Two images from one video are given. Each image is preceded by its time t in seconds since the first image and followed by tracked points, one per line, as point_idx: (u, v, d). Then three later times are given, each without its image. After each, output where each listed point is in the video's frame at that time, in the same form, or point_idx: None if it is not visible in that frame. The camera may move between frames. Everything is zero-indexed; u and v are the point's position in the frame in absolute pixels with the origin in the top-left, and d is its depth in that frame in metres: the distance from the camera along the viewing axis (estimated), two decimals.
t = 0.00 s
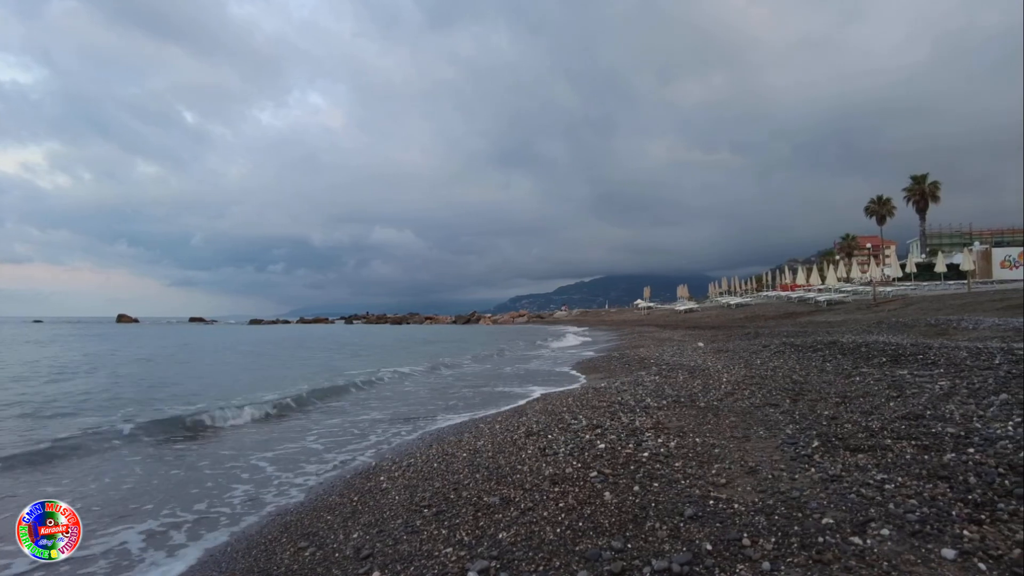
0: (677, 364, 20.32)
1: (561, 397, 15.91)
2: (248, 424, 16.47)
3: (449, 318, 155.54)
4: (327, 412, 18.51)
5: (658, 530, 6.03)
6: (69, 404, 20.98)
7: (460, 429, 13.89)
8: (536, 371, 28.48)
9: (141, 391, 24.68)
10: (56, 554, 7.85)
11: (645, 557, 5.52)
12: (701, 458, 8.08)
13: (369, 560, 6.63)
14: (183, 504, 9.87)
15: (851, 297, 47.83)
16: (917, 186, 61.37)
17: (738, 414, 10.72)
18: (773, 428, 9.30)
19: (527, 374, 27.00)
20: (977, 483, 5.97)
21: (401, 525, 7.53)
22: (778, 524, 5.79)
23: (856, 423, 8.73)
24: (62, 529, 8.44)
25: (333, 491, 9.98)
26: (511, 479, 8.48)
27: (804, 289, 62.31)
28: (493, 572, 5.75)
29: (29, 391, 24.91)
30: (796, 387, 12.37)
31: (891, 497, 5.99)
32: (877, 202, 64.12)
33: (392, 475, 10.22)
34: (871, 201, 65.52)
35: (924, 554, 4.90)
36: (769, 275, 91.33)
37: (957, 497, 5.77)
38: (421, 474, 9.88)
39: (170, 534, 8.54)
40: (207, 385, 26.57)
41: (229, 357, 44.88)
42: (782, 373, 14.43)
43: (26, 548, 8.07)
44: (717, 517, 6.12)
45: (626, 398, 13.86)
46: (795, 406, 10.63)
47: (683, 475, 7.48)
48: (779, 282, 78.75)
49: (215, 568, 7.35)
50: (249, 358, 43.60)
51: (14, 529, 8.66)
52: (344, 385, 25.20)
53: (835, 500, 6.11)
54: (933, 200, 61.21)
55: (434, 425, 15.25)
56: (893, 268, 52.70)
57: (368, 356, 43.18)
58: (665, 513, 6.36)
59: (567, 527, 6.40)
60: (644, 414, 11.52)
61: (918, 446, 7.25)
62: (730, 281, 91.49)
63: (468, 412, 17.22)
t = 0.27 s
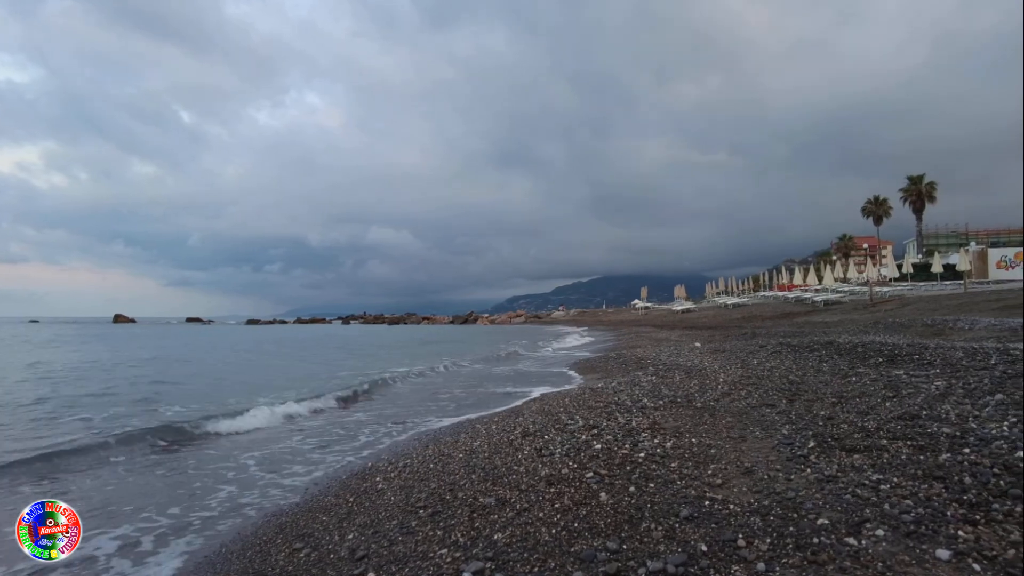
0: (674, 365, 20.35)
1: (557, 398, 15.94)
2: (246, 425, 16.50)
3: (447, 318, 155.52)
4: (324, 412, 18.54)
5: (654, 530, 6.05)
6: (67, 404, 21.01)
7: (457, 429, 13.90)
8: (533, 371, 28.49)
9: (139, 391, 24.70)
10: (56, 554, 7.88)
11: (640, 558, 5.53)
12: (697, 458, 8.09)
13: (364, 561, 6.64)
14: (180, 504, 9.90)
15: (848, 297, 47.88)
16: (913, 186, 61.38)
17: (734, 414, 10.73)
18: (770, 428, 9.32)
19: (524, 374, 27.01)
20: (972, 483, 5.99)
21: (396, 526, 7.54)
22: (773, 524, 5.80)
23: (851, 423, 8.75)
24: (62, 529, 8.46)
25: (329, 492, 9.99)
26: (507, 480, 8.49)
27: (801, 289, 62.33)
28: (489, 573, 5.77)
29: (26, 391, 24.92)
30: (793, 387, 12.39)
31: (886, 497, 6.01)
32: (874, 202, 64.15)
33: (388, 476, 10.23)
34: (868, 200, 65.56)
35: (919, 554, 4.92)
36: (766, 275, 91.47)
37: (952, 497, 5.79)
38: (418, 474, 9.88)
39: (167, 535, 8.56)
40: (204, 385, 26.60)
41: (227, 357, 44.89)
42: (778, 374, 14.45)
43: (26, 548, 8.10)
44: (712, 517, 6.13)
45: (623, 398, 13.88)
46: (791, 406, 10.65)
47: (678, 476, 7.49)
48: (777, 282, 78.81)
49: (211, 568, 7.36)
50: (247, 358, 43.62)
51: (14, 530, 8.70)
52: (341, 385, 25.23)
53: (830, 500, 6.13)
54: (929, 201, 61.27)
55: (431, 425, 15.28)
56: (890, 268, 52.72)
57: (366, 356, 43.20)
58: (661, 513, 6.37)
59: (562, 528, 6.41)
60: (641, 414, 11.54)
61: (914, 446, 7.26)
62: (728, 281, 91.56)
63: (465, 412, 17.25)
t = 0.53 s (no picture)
0: (670, 366, 20.40)
1: (554, 399, 15.98)
2: (243, 425, 16.53)
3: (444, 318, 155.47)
4: (321, 413, 18.57)
5: (650, 532, 6.05)
6: (64, 405, 21.00)
7: (454, 431, 13.88)
8: (529, 372, 28.51)
9: (137, 392, 24.71)
10: (56, 554, 7.93)
11: (635, 560, 5.53)
12: (692, 459, 8.10)
13: (359, 564, 6.64)
14: (179, 504, 9.94)
15: (844, 298, 47.99)
16: (909, 187, 61.57)
17: (730, 415, 10.75)
18: (766, 429, 9.34)
19: (521, 375, 27.04)
20: (967, 484, 6.01)
21: (392, 528, 7.52)
22: (768, 526, 5.81)
23: (847, 424, 8.76)
24: (62, 529, 8.48)
25: (324, 493, 9.98)
26: (504, 481, 8.48)
27: (797, 290, 62.45)
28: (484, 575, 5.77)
29: (23, 392, 24.90)
30: (788, 388, 12.41)
31: (881, 499, 6.02)
32: (870, 203, 64.33)
33: (385, 477, 10.21)
34: (864, 202, 65.72)
35: (914, 556, 4.93)
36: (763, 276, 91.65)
37: (947, 498, 5.80)
38: (414, 476, 9.87)
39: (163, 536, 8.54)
40: (201, 386, 26.57)
41: (224, 358, 44.85)
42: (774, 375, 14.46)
43: (26, 549, 8.11)
44: (707, 519, 6.15)
45: (619, 399, 13.90)
46: (787, 408, 10.66)
47: (674, 477, 7.50)
48: (773, 282, 79.00)
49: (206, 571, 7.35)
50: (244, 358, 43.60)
51: (13, 529, 8.72)
52: (338, 386, 25.23)
53: (826, 502, 6.14)
54: (925, 202, 61.47)
55: (428, 426, 15.29)
56: (886, 269, 52.80)
57: (363, 357, 43.20)
58: (657, 515, 6.37)
59: (559, 530, 6.40)
60: (636, 415, 11.56)
61: (909, 448, 7.28)
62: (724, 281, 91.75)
63: (461, 414, 17.27)
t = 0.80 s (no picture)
0: (666, 368, 20.46)
1: (551, 400, 16.00)
2: (240, 427, 16.56)
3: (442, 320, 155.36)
4: (319, 414, 18.59)
5: (647, 535, 6.05)
6: (61, 407, 21.02)
7: (450, 433, 13.88)
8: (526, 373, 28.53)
9: (134, 393, 24.70)
10: (56, 554, 8.01)
11: (632, 563, 5.52)
12: (688, 461, 8.11)
13: (355, 566, 6.62)
14: (178, 505, 9.99)
15: (840, 299, 48.12)
16: (905, 190, 61.71)
17: (727, 417, 10.77)
18: (763, 431, 9.35)
19: (518, 377, 27.05)
20: (963, 486, 6.02)
21: (388, 530, 7.51)
22: (765, 528, 5.81)
23: (844, 426, 8.78)
24: (62, 529, 8.70)
25: (321, 496, 9.97)
26: (500, 483, 8.48)
27: (794, 292, 62.60)
28: None
29: (20, 393, 24.91)
30: (785, 390, 12.43)
31: (877, 500, 6.03)
32: (866, 205, 64.47)
33: (381, 480, 10.20)
34: (860, 204, 65.92)
35: (910, 558, 4.94)
36: (760, 277, 91.84)
37: (943, 500, 5.82)
38: (411, 478, 9.85)
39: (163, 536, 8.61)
40: (198, 387, 26.57)
41: (222, 359, 44.83)
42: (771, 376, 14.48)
43: (27, 548, 8.26)
44: (703, 521, 6.15)
45: (615, 401, 13.92)
46: (784, 409, 10.67)
47: (670, 479, 7.50)
48: (770, 284, 79.12)
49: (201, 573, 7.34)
50: (241, 360, 43.59)
51: (13, 528, 8.91)
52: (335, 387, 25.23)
53: (822, 503, 6.15)
54: (921, 204, 61.63)
55: (425, 428, 15.31)
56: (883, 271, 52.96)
57: (361, 359, 43.19)
58: (653, 517, 6.37)
59: (555, 532, 6.40)
60: (633, 417, 11.56)
61: (905, 449, 7.30)
62: (722, 283, 91.80)
63: (458, 415, 17.30)
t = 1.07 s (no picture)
0: (662, 369, 20.49)
1: (547, 402, 15.97)
2: (238, 428, 16.59)
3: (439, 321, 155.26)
4: (316, 416, 18.60)
5: (643, 537, 6.05)
6: (58, 408, 21.02)
7: (446, 435, 13.88)
8: (523, 375, 28.55)
9: (131, 395, 24.70)
10: (56, 554, 8.06)
11: (628, 565, 5.53)
12: (684, 463, 8.12)
13: (351, 569, 6.61)
14: (176, 506, 10.03)
15: (837, 301, 48.24)
16: (900, 192, 61.91)
17: (723, 418, 10.79)
18: (759, 433, 9.36)
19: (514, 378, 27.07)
20: (957, 487, 6.04)
21: (384, 533, 7.50)
22: (760, 530, 5.82)
23: (839, 427, 8.80)
24: (63, 529, 8.76)
25: (316, 498, 9.95)
26: (496, 486, 8.48)
27: (790, 293, 62.75)
28: None
29: (18, 395, 24.90)
30: (781, 392, 12.45)
31: (872, 502, 6.05)
32: (862, 207, 64.67)
33: (377, 482, 10.19)
34: (856, 205, 66.10)
35: (904, 559, 4.96)
36: (757, 279, 92.03)
37: (938, 502, 5.83)
38: (407, 481, 9.84)
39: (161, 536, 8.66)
40: (195, 389, 26.57)
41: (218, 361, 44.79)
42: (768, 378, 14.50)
43: (27, 548, 8.31)
44: (698, 523, 6.16)
45: (612, 403, 13.92)
46: (780, 411, 10.69)
47: (666, 481, 7.51)
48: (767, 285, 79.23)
49: None
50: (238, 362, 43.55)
51: (13, 528, 8.97)
52: (332, 389, 25.24)
53: (818, 505, 6.16)
54: (916, 206, 61.82)
55: (421, 430, 15.32)
56: (879, 273, 53.10)
57: (358, 360, 43.16)
58: (649, 519, 6.38)
59: (551, 535, 6.40)
60: (629, 419, 11.56)
61: (900, 451, 7.32)
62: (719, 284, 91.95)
63: (455, 417, 17.32)
